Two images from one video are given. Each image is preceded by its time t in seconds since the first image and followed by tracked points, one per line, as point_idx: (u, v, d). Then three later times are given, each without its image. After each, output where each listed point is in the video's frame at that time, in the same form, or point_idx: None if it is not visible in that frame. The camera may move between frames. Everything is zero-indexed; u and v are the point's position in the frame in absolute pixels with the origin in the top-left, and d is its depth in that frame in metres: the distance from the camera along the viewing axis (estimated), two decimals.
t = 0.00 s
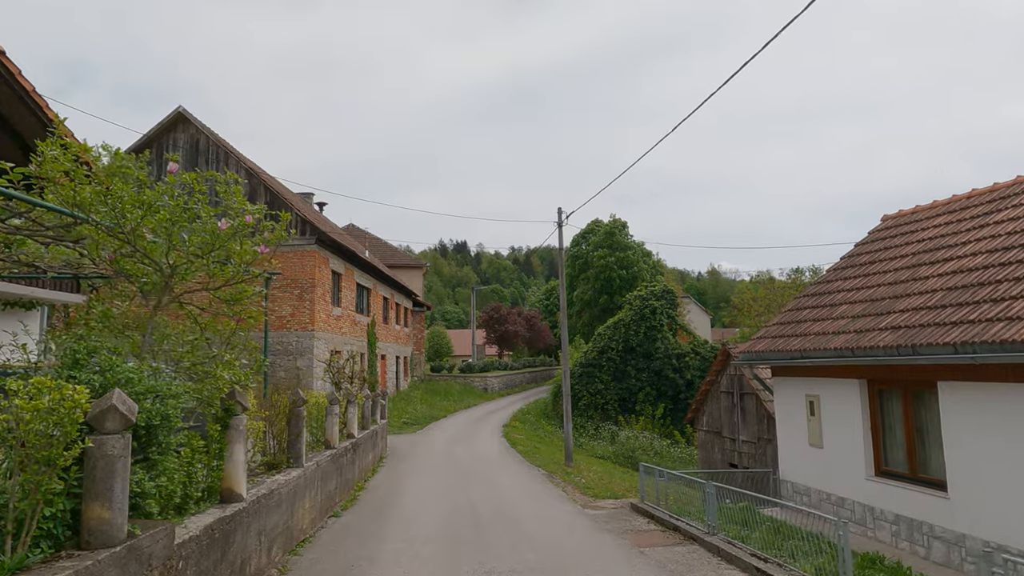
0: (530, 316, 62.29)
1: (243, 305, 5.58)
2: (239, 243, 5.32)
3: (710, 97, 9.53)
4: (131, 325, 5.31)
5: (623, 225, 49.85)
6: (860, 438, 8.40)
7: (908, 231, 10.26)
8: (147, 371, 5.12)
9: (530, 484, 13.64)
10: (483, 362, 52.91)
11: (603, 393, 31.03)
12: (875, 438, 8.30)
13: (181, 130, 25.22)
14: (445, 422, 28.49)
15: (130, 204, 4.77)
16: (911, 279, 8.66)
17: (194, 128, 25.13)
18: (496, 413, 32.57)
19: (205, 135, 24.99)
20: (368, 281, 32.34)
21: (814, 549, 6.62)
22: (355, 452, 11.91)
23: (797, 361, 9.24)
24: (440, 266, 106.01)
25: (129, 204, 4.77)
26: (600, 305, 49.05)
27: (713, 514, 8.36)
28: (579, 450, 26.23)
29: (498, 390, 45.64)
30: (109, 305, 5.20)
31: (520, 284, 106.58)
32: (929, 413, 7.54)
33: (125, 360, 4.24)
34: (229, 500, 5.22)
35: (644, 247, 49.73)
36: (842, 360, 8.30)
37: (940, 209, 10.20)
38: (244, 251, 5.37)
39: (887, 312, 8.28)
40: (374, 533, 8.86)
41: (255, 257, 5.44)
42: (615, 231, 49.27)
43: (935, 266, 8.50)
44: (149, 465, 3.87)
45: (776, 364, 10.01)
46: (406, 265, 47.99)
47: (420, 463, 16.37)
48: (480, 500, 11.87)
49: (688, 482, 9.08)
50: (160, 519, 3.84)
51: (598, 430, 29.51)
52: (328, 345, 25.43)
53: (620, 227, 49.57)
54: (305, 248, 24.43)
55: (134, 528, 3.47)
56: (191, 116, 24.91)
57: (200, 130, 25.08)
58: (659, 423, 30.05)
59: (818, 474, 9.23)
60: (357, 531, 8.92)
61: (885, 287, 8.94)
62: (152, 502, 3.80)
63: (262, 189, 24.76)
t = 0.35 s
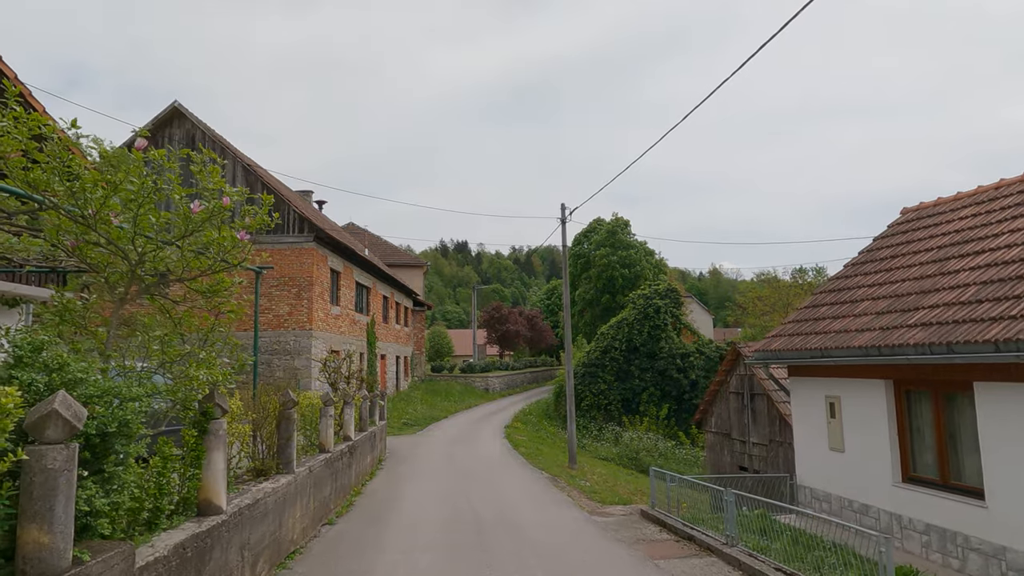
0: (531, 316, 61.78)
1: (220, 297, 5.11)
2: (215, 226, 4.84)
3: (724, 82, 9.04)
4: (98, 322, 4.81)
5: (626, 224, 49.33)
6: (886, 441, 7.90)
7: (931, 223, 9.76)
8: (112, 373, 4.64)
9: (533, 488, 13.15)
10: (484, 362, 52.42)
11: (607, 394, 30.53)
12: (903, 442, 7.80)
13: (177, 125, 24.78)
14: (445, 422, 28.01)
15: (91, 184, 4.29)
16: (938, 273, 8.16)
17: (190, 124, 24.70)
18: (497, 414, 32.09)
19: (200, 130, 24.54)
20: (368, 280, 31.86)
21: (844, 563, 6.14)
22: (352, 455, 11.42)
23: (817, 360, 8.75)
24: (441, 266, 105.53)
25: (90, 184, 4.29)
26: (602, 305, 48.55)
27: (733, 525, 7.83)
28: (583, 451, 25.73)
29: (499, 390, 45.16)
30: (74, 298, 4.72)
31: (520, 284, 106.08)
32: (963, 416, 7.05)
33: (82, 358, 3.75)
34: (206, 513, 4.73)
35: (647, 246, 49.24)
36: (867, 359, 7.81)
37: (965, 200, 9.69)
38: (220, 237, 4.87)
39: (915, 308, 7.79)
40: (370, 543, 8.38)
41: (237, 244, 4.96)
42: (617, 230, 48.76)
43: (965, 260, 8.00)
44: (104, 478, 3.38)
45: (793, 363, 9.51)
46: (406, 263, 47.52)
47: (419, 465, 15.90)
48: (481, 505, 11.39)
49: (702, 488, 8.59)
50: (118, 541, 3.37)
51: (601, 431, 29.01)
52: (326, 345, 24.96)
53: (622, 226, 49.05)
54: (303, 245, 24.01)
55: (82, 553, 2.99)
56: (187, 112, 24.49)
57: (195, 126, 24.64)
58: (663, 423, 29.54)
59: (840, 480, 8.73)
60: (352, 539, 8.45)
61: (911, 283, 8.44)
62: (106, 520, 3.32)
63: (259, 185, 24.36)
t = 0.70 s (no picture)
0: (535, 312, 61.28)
1: (201, 280, 4.62)
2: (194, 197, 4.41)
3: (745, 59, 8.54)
4: (65, 308, 4.35)
5: (631, 219, 48.76)
6: (921, 439, 7.41)
7: (963, 209, 9.25)
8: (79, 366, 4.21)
9: (542, 487, 12.70)
10: (488, 358, 51.99)
11: (613, 390, 30.05)
12: (940, 439, 7.31)
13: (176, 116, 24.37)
14: (450, 419, 27.59)
15: (54, 147, 3.87)
16: (976, 260, 7.66)
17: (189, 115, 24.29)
18: (502, 410, 31.66)
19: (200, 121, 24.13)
20: (371, 275, 31.44)
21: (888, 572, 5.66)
22: (353, 454, 10.97)
23: (844, 353, 8.27)
24: (444, 263, 105.08)
25: (53, 147, 3.87)
26: (607, 300, 48.06)
27: (761, 529, 7.36)
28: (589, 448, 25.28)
29: (503, 387, 44.74)
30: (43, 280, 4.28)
31: (524, 280, 105.56)
32: (1007, 412, 6.56)
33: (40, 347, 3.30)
34: (188, 519, 4.30)
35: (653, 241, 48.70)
36: (902, 351, 7.32)
37: (998, 185, 9.18)
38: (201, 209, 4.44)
39: (953, 296, 7.30)
40: (371, 546, 7.93)
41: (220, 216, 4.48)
42: (622, 225, 48.21)
43: (1004, 246, 7.50)
44: (57, 485, 2.97)
45: (818, 356, 9.02)
46: (409, 259, 47.07)
47: (423, 463, 15.48)
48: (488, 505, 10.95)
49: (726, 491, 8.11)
50: (77, 556, 2.98)
51: (607, 427, 28.56)
52: (329, 340, 24.56)
53: (628, 220, 48.49)
54: (304, 239, 23.58)
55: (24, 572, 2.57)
56: (186, 103, 24.07)
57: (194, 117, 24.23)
58: (671, 420, 29.06)
59: (870, 480, 8.25)
60: (353, 542, 8.01)
61: (945, 271, 7.94)
62: (60, 533, 2.91)
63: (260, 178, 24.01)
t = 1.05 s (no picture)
0: (536, 306, 60.79)
1: (173, 258, 4.21)
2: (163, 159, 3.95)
3: (765, 31, 8.02)
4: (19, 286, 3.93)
5: (633, 211, 48.21)
6: (953, 433, 6.94)
7: (993, 191, 8.74)
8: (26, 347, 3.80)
9: (545, 484, 12.25)
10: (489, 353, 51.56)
11: (616, 384, 29.60)
12: (974, 434, 6.83)
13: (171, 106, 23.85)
14: (450, 413, 27.16)
15: None
16: (1012, 244, 7.16)
17: (184, 103, 23.82)
18: (502, 404, 31.24)
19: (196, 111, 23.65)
20: (370, 268, 30.97)
21: None
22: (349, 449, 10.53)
23: (869, 343, 7.77)
24: (444, 257, 104.63)
25: None
26: (608, 294, 47.58)
27: (783, 530, 6.91)
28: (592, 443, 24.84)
29: (504, 381, 44.33)
30: None
31: (524, 275, 105.06)
32: None
33: None
34: (156, 524, 3.85)
35: (655, 234, 48.17)
36: (934, 340, 6.81)
37: None
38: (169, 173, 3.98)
39: (989, 280, 6.80)
40: (367, 545, 7.47)
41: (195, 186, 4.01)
42: (625, 218, 47.68)
43: None
44: None
45: (840, 347, 8.53)
46: (409, 252, 46.59)
47: (422, 459, 15.05)
48: (489, 503, 10.50)
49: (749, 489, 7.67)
50: None
51: (610, 422, 28.13)
52: (326, 333, 24.10)
53: (630, 213, 47.94)
54: (301, 230, 23.11)
55: None
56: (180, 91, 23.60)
57: (189, 106, 23.76)
58: (674, 414, 28.62)
59: (895, 476, 7.78)
60: (347, 542, 7.55)
61: (979, 255, 7.44)
62: None
63: (256, 168, 23.54)
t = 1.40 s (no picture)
0: (537, 303, 60.27)
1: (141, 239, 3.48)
2: (128, 123, 3.21)
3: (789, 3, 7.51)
4: None
5: (636, 207, 47.66)
6: (994, 435, 6.44)
7: None
8: None
9: (551, 485, 11.76)
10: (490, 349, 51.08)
11: (619, 381, 29.11)
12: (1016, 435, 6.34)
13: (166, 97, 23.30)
14: (451, 411, 26.69)
15: None
16: None
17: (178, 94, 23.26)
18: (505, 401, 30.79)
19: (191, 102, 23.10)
20: (370, 263, 30.48)
21: None
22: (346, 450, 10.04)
23: (899, 337, 7.27)
24: (445, 255, 104.14)
25: None
26: (611, 290, 47.05)
27: (814, 538, 6.40)
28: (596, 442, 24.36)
29: (506, 378, 43.88)
30: None
31: (525, 272, 104.52)
32: None
33: None
34: (117, 542, 3.36)
35: (658, 230, 47.61)
36: (975, 333, 6.31)
37: None
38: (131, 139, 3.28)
39: None
40: (363, 553, 7.00)
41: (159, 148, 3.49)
42: (627, 213, 47.12)
43: None
44: None
45: (866, 342, 8.03)
46: (410, 248, 46.10)
47: (423, 458, 14.58)
48: (493, 506, 10.03)
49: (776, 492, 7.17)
50: None
51: (614, 419, 27.65)
52: (325, 329, 23.64)
53: (633, 209, 47.39)
54: (298, 223, 22.61)
55: None
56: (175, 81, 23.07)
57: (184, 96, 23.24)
58: (680, 412, 28.13)
59: (928, 480, 7.29)
60: (343, 549, 7.07)
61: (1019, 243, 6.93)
62: None
63: (253, 161, 23.00)
